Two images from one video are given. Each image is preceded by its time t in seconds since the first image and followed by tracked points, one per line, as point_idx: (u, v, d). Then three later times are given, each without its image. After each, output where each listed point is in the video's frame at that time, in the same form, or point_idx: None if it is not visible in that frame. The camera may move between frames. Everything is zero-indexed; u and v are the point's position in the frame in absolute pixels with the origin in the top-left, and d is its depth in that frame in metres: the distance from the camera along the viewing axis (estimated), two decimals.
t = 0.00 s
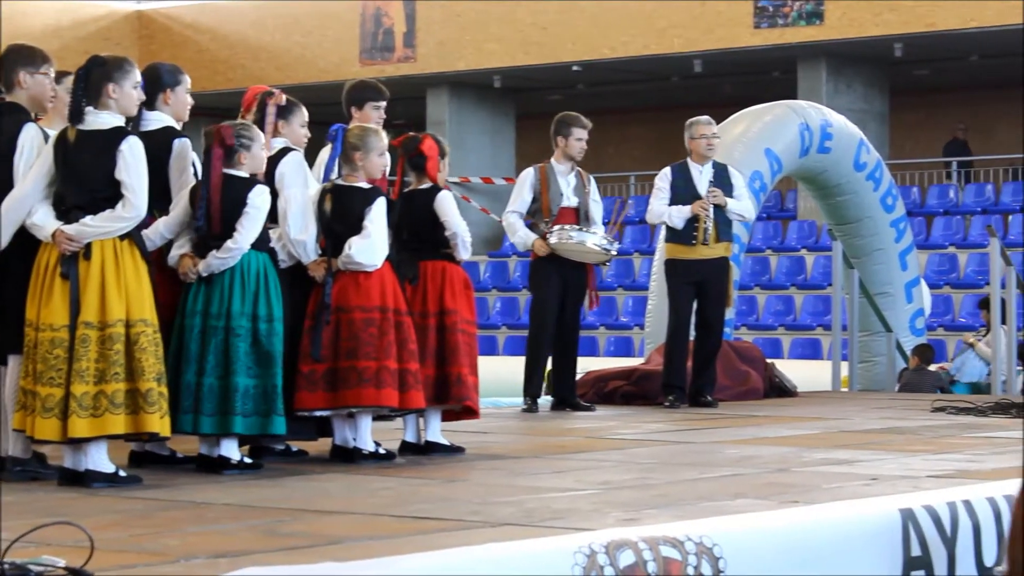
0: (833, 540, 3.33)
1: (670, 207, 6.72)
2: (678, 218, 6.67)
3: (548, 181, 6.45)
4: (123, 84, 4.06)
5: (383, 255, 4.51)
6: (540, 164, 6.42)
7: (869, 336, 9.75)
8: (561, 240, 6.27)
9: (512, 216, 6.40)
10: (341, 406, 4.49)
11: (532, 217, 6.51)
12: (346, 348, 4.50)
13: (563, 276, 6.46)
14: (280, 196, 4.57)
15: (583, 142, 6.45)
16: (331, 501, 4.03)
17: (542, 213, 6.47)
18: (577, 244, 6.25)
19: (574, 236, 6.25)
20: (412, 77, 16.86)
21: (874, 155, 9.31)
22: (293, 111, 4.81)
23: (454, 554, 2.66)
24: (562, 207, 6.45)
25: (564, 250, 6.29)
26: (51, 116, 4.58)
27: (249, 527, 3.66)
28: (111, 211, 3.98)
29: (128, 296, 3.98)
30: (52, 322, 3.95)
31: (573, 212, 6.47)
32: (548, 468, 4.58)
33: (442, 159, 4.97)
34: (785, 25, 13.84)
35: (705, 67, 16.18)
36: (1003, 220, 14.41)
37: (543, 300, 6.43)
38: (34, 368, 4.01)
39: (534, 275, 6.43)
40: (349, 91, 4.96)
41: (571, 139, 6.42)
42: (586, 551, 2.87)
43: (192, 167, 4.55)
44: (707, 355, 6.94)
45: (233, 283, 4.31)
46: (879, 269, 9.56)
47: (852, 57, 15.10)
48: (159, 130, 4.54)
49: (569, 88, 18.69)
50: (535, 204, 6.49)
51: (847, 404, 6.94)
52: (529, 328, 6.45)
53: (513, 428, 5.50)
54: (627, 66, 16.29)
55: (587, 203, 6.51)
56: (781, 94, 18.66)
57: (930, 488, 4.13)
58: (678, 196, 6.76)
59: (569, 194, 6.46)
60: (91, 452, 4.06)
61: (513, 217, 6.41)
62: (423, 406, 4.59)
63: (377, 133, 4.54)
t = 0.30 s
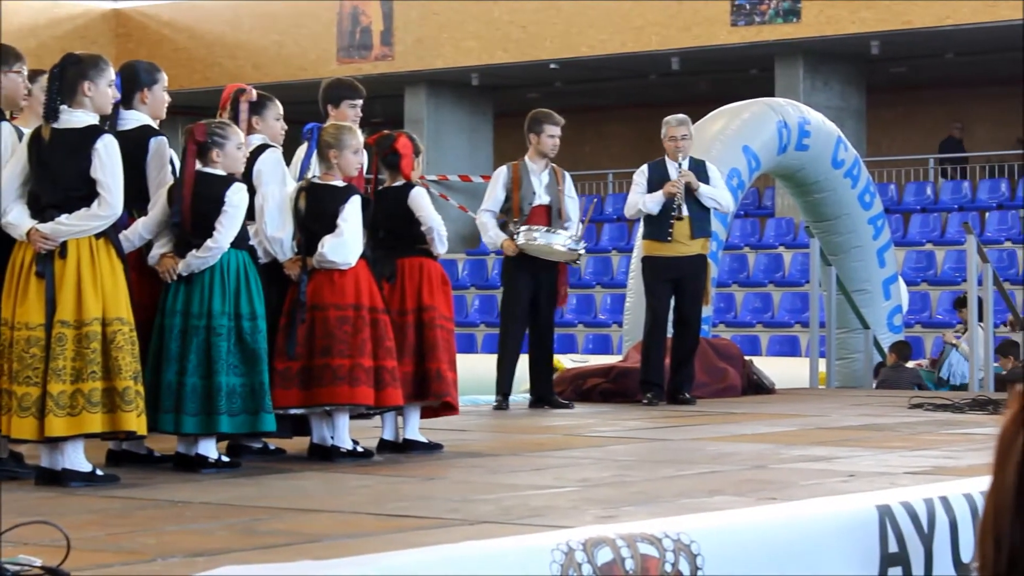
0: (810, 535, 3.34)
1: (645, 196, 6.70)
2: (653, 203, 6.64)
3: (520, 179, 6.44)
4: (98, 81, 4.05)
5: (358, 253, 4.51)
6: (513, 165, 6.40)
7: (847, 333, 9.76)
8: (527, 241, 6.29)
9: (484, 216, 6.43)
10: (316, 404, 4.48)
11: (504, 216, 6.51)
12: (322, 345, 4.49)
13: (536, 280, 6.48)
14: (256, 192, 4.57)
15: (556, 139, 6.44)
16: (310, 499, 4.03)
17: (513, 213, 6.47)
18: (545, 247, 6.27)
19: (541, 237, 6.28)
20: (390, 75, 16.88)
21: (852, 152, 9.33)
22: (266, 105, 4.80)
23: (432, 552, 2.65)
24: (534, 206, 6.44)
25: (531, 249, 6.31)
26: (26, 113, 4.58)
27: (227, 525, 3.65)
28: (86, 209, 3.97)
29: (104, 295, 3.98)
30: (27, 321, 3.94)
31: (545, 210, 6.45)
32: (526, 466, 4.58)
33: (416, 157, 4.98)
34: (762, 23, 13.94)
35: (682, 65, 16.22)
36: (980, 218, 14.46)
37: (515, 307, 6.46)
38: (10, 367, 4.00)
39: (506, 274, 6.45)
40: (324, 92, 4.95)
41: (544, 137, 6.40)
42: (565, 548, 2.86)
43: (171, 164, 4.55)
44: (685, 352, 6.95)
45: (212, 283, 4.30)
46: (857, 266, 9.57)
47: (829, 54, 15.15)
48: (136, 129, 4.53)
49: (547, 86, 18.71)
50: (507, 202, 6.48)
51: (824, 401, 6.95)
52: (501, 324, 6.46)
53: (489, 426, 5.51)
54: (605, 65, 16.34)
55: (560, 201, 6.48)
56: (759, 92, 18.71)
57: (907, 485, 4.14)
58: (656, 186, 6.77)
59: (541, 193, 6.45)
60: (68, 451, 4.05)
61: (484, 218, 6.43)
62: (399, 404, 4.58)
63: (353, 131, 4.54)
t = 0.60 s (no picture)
0: (794, 531, 3.34)
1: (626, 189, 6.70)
2: (634, 196, 6.64)
3: (494, 177, 6.42)
4: (80, 77, 4.04)
5: (344, 249, 4.50)
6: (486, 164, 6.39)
7: (833, 329, 9.78)
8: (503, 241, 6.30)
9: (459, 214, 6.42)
10: (302, 400, 4.47)
11: (478, 211, 6.50)
12: (307, 342, 4.48)
13: (514, 278, 6.49)
14: (241, 189, 4.57)
15: (527, 134, 6.43)
16: (296, 496, 4.03)
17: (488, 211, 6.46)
18: (520, 249, 6.29)
19: (517, 239, 6.29)
20: (375, 71, 16.90)
21: (837, 148, 9.34)
22: (249, 101, 4.81)
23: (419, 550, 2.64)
24: (509, 203, 6.44)
25: (506, 248, 6.33)
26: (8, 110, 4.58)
27: (212, 522, 3.65)
28: (70, 205, 3.97)
29: (87, 292, 3.97)
30: (10, 318, 3.94)
31: (520, 207, 6.47)
32: (511, 463, 4.58)
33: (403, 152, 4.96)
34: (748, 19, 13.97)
35: (667, 61, 16.23)
36: (965, 213, 14.48)
37: (493, 305, 6.47)
38: None
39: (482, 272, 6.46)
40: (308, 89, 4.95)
41: (515, 133, 6.39)
42: (549, 545, 2.85)
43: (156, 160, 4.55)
44: (671, 348, 6.95)
45: (197, 279, 4.30)
46: (842, 261, 9.60)
47: (814, 50, 15.18)
48: (121, 125, 4.53)
49: (533, 83, 18.73)
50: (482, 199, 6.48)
51: (809, 397, 6.96)
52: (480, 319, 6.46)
53: (472, 422, 5.51)
54: (591, 61, 16.34)
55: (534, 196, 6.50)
56: (745, 89, 18.73)
57: (892, 480, 4.14)
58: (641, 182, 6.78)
59: (516, 189, 6.46)
60: (52, 448, 4.05)
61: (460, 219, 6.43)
62: (386, 400, 4.57)
63: (339, 127, 4.54)
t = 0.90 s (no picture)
0: (776, 521, 3.35)
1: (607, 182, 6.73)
2: (616, 186, 6.68)
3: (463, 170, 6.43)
4: (55, 72, 4.04)
5: (325, 244, 4.49)
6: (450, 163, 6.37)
7: (814, 323, 9.77)
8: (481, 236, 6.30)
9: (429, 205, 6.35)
10: (283, 394, 4.46)
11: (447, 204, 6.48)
12: (289, 336, 4.48)
13: (484, 270, 6.50)
14: (224, 183, 4.57)
15: (491, 128, 6.43)
16: (276, 490, 4.03)
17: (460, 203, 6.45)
18: (499, 242, 6.31)
19: (496, 233, 6.31)
20: (356, 66, 16.92)
21: (818, 141, 9.34)
22: (230, 96, 4.80)
23: (402, 545, 2.64)
24: (479, 196, 6.47)
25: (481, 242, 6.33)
26: None
27: (192, 516, 3.65)
28: (48, 200, 3.96)
29: (66, 285, 3.97)
30: None
31: (489, 200, 6.50)
32: (492, 456, 4.58)
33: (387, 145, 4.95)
34: (728, 12, 14.00)
35: (649, 54, 16.22)
36: (945, 207, 14.51)
37: (464, 296, 6.47)
38: None
39: (455, 264, 6.46)
40: (286, 83, 4.94)
41: (481, 125, 6.39)
42: (529, 538, 2.85)
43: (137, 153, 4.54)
44: (652, 342, 6.95)
45: (175, 273, 4.30)
46: (824, 255, 9.60)
47: (795, 45, 15.20)
48: (102, 119, 4.52)
49: (515, 77, 18.74)
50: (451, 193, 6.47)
51: (790, 390, 6.97)
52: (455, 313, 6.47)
53: (453, 416, 5.51)
54: (572, 55, 16.34)
55: (503, 189, 6.53)
56: (726, 83, 18.77)
57: (873, 473, 4.15)
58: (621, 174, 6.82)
59: (484, 182, 6.48)
60: (31, 443, 4.05)
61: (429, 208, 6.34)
62: (367, 395, 4.57)
63: (320, 121, 4.54)
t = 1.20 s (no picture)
0: (757, 515, 3.35)
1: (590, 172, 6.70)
2: (599, 176, 6.64)
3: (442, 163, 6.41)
4: (37, 67, 4.08)
5: (307, 239, 4.49)
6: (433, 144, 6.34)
7: (795, 317, 9.78)
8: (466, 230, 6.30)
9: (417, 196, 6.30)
10: (266, 389, 4.46)
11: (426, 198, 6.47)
12: (272, 331, 4.47)
13: (466, 266, 6.51)
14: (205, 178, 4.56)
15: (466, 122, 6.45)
16: (256, 485, 4.03)
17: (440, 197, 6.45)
18: (483, 235, 6.30)
19: (480, 227, 6.30)
20: (337, 61, 16.93)
21: (799, 136, 9.35)
22: (211, 93, 4.78)
23: (385, 542, 2.64)
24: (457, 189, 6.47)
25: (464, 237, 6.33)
26: None
27: (172, 512, 3.64)
28: (28, 196, 3.96)
29: (46, 279, 3.97)
30: None
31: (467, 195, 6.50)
32: (473, 451, 4.58)
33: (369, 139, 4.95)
34: (710, 7, 14.02)
35: (630, 49, 16.24)
36: (926, 201, 14.55)
37: (445, 290, 6.48)
38: None
39: (433, 259, 6.46)
40: (268, 79, 4.93)
41: (456, 120, 6.39)
42: (510, 534, 2.85)
43: (117, 151, 4.55)
44: (633, 337, 6.95)
45: (155, 269, 4.29)
46: (805, 250, 9.60)
47: (776, 40, 15.22)
48: (82, 115, 4.52)
49: (496, 72, 18.76)
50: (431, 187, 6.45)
51: (771, 385, 6.98)
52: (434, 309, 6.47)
53: (433, 411, 5.51)
54: (553, 50, 16.35)
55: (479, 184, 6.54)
56: (707, 77, 18.81)
57: (853, 467, 4.15)
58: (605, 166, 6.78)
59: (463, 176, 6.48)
60: (12, 439, 4.04)
61: (418, 196, 6.30)
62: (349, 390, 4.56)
63: (303, 118, 4.55)
